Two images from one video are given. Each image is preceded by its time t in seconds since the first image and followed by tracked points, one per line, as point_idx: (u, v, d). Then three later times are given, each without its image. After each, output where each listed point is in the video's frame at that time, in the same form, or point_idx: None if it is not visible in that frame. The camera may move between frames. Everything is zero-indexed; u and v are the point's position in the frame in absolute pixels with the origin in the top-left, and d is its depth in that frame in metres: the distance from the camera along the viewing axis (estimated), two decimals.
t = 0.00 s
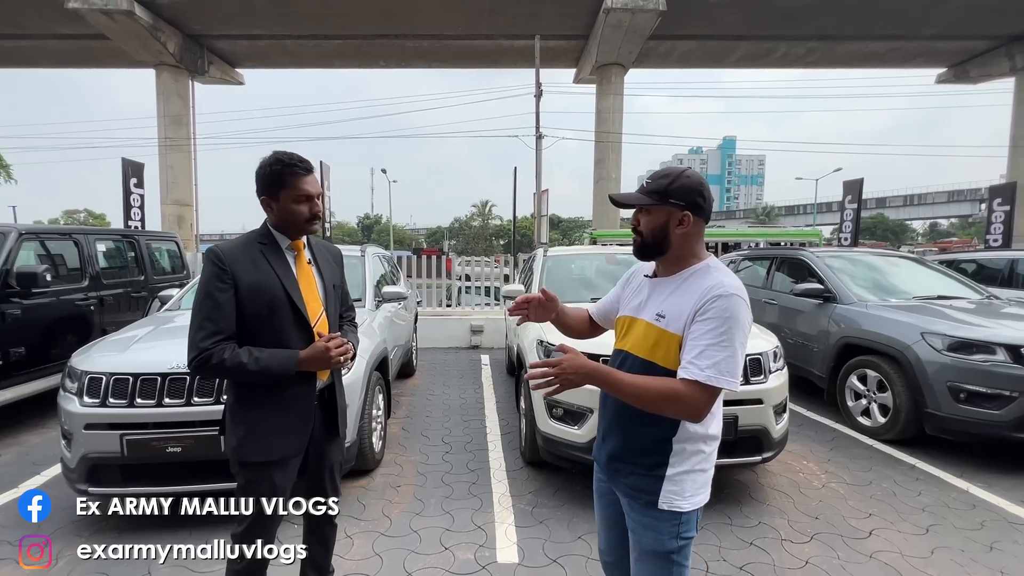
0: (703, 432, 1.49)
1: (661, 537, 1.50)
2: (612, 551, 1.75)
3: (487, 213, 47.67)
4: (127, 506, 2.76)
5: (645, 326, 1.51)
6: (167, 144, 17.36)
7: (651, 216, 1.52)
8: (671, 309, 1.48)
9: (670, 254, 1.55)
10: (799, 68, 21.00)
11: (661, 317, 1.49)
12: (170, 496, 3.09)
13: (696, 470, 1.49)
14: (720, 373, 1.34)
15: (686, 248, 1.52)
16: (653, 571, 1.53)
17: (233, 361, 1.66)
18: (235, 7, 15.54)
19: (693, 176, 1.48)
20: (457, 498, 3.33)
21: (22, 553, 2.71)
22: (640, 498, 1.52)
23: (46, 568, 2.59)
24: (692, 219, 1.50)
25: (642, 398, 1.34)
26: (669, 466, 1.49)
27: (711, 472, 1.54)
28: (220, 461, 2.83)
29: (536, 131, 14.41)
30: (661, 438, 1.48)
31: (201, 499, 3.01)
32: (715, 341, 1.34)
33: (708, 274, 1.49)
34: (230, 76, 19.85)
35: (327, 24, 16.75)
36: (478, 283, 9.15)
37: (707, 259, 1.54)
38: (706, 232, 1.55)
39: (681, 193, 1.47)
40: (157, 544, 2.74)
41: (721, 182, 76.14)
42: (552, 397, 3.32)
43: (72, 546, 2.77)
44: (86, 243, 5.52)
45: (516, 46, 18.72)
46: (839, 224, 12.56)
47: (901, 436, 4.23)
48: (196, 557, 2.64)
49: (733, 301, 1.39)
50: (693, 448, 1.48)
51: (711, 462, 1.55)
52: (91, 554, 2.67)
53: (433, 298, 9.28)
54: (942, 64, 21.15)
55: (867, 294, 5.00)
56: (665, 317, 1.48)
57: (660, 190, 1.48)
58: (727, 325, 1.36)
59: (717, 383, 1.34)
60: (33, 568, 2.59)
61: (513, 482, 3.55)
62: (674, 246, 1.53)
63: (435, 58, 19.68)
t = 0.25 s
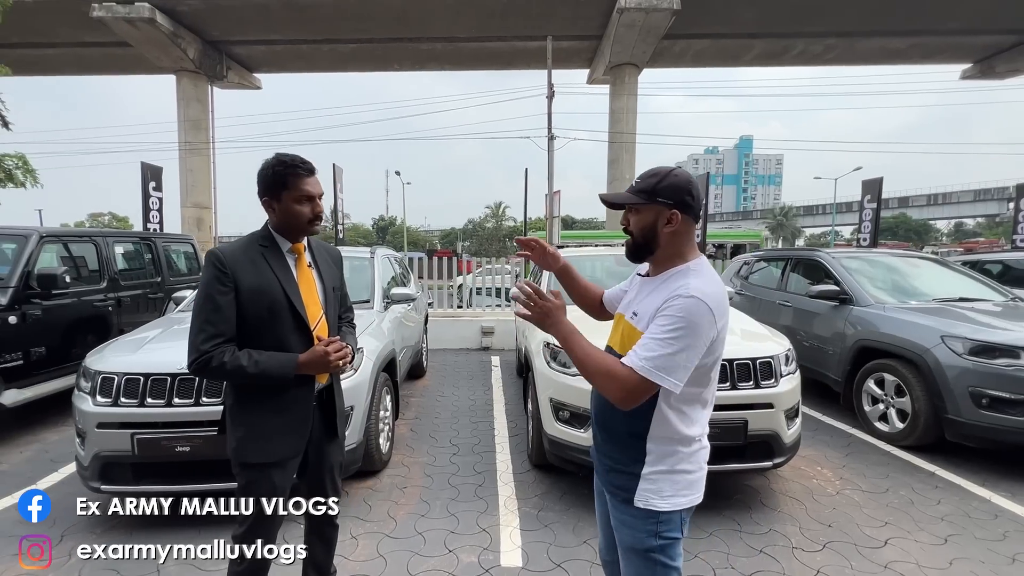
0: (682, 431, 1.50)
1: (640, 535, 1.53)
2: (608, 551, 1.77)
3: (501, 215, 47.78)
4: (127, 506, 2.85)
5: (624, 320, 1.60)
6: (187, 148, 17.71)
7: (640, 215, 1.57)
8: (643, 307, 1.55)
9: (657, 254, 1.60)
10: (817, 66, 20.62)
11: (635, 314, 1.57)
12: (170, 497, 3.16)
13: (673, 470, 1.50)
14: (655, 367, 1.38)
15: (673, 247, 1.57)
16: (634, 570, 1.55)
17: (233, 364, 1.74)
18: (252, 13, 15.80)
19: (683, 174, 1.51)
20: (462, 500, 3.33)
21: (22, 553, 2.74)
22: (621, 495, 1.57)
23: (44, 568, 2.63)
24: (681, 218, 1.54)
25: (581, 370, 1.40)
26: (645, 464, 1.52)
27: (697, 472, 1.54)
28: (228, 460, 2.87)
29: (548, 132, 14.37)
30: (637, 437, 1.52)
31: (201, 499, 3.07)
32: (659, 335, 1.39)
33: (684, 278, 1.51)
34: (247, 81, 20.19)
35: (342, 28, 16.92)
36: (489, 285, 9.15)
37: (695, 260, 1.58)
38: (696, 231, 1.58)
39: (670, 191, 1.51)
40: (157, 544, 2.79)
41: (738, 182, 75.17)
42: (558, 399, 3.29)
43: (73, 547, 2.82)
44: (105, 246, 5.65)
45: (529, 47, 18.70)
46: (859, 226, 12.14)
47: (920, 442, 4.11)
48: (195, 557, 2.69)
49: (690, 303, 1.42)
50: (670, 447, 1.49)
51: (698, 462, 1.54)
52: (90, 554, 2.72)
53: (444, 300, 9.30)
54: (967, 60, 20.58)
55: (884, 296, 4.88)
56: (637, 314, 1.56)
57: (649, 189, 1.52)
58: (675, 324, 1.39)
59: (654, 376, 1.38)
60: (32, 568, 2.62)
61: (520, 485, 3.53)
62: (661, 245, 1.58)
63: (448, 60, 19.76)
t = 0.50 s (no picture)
0: (664, 435, 1.48)
1: (616, 532, 1.55)
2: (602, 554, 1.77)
3: (513, 216, 47.84)
4: (127, 506, 2.93)
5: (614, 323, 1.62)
6: (204, 152, 18.03)
7: (638, 216, 1.58)
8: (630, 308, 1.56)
9: (652, 256, 1.61)
10: (835, 64, 20.27)
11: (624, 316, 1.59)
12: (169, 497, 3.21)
13: (653, 472, 1.49)
14: (621, 366, 1.39)
15: (668, 250, 1.58)
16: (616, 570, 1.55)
17: (236, 363, 1.80)
18: (268, 19, 16.06)
19: (682, 178, 1.53)
20: (468, 502, 3.32)
21: (21, 553, 2.77)
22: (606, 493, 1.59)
23: (43, 567, 2.66)
24: (678, 221, 1.55)
25: (550, 371, 1.44)
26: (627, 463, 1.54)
27: (682, 480, 1.51)
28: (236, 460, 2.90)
29: (560, 133, 14.34)
30: (620, 435, 1.55)
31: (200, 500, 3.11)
32: (627, 336, 1.40)
33: (669, 281, 1.50)
34: (264, 85, 20.52)
35: (356, 32, 17.09)
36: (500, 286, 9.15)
37: (689, 265, 1.57)
38: (693, 235, 1.59)
39: (669, 194, 1.51)
40: (157, 544, 2.84)
41: (753, 183, 74.22)
42: (565, 402, 3.27)
43: (74, 546, 2.86)
44: (122, 248, 5.77)
45: (541, 49, 18.69)
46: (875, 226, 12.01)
47: (939, 448, 3.99)
48: (195, 556, 2.74)
49: (662, 305, 1.41)
50: (650, 449, 1.49)
51: (682, 469, 1.51)
52: (89, 554, 2.76)
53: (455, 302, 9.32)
54: (991, 56, 20.06)
55: (902, 298, 4.77)
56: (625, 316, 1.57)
57: (648, 190, 1.53)
58: (643, 325, 1.39)
59: (617, 375, 1.40)
60: (32, 567, 2.66)
61: (526, 487, 3.51)
62: (657, 248, 1.59)
63: (460, 63, 19.85)
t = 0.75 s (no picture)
0: (656, 435, 1.47)
1: (609, 533, 1.54)
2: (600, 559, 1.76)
3: (523, 218, 47.87)
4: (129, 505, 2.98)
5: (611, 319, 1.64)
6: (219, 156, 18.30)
7: (633, 215, 1.58)
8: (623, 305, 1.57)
9: (646, 255, 1.61)
10: (850, 63, 19.98)
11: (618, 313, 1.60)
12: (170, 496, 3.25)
13: (647, 474, 1.47)
14: (602, 359, 1.41)
15: (662, 250, 1.58)
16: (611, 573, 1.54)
17: (239, 364, 1.82)
18: (282, 24, 16.28)
19: (677, 179, 1.55)
20: (473, 505, 3.32)
21: (23, 552, 2.81)
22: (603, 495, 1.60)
23: (43, 567, 2.70)
24: (672, 221, 1.55)
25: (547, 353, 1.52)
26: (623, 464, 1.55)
27: (678, 483, 1.49)
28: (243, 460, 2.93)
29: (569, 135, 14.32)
30: (615, 436, 1.56)
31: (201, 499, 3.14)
32: (609, 330, 1.42)
33: (658, 279, 1.49)
34: (277, 90, 20.79)
35: (368, 36, 17.24)
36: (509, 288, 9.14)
37: (682, 263, 1.55)
38: (688, 234, 1.60)
39: (664, 194, 1.52)
40: (157, 544, 2.87)
41: (767, 183, 73.40)
42: (570, 405, 3.25)
43: (74, 546, 2.90)
44: (136, 250, 5.86)
45: (551, 51, 18.69)
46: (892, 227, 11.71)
47: (955, 454, 3.90)
48: (195, 556, 2.77)
49: (644, 301, 1.41)
50: (643, 449, 1.48)
51: (679, 472, 1.49)
52: (89, 554, 2.80)
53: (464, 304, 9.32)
54: (1011, 53, 19.63)
55: (917, 300, 4.68)
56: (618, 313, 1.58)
57: (643, 190, 1.54)
58: (624, 320, 1.40)
59: (598, 370, 1.42)
60: (33, 567, 2.70)
61: (532, 490, 3.50)
62: (651, 247, 1.60)
63: (471, 65, 19.93)
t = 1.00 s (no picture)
0: (655, 437, 1.45)
1: (610, 539, 1.52)
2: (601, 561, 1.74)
3: (531, 220, 47.91)
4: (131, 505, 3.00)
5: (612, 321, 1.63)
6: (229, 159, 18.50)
7: (622, 219, 1.57)
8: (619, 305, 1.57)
9: (639, 257, 1.59)
10: (860, 63, 19.80)
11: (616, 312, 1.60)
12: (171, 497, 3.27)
13: (649, 478, 1.45)
14: (590, 353, 1.42)
15: (653, 251, 1.56)
16: None
17: (240, 364, 1.82)
18: (291, 29, 16.44)
19: (663, 179, 1.52)
20: (477, 507, 3.31)
21: (22, 553, 2.84)
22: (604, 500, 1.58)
23: (43, 568, 2.72)
24: (661, 221, 1.52)
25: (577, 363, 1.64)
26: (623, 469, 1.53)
27: (680, 487, 1.46)
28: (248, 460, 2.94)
29: (576, 137, 14.31)
30: (616, 440, 1.55)
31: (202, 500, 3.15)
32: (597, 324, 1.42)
33: (648, 274, 1.47)
34: (286, 93, 20.98)
35: (376, 40, 17.37)
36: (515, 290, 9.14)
37: (672, 261, 1.52)
38: (678, 234, 1.57)
39: (650, 195, 1.50)
40: (156, 544, 2.89)
41: (776, 185, 72.79)
42: (574, 408, 3.22)
43: (74, 546, 2.92)
44: (144, 253, 5.91)
45: (558, 53, 18.70)
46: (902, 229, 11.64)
47: (968, 459, 3.82)
48: (195, 556, 2.79)
49: (629, 295, 1.40)
50: (644, 453, 1.46)
51: (682, 476, 1.46)
52: (89, 554, 2.81)
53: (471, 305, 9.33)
54: None
55: (929, 303, 4.60)
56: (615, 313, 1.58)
57: (629, 193, 1.52)
58: (610, 314, 1.41)
59: (587, 364, 1.42)
60: (32, 567, 2.72)
61: (536, 493, 3.48)
62: (642, 249, 1.57)
63: (478, 68, 20.00)
